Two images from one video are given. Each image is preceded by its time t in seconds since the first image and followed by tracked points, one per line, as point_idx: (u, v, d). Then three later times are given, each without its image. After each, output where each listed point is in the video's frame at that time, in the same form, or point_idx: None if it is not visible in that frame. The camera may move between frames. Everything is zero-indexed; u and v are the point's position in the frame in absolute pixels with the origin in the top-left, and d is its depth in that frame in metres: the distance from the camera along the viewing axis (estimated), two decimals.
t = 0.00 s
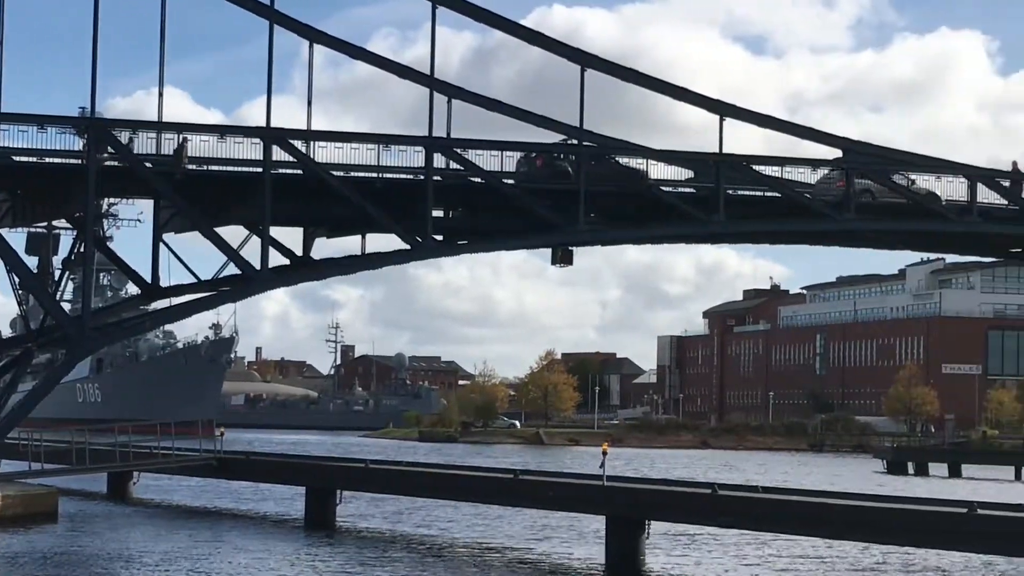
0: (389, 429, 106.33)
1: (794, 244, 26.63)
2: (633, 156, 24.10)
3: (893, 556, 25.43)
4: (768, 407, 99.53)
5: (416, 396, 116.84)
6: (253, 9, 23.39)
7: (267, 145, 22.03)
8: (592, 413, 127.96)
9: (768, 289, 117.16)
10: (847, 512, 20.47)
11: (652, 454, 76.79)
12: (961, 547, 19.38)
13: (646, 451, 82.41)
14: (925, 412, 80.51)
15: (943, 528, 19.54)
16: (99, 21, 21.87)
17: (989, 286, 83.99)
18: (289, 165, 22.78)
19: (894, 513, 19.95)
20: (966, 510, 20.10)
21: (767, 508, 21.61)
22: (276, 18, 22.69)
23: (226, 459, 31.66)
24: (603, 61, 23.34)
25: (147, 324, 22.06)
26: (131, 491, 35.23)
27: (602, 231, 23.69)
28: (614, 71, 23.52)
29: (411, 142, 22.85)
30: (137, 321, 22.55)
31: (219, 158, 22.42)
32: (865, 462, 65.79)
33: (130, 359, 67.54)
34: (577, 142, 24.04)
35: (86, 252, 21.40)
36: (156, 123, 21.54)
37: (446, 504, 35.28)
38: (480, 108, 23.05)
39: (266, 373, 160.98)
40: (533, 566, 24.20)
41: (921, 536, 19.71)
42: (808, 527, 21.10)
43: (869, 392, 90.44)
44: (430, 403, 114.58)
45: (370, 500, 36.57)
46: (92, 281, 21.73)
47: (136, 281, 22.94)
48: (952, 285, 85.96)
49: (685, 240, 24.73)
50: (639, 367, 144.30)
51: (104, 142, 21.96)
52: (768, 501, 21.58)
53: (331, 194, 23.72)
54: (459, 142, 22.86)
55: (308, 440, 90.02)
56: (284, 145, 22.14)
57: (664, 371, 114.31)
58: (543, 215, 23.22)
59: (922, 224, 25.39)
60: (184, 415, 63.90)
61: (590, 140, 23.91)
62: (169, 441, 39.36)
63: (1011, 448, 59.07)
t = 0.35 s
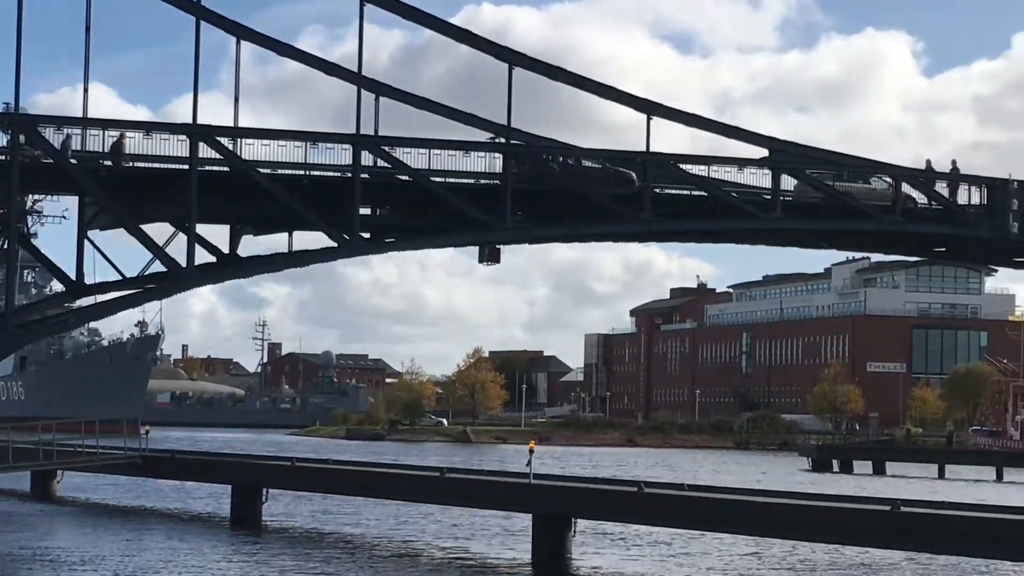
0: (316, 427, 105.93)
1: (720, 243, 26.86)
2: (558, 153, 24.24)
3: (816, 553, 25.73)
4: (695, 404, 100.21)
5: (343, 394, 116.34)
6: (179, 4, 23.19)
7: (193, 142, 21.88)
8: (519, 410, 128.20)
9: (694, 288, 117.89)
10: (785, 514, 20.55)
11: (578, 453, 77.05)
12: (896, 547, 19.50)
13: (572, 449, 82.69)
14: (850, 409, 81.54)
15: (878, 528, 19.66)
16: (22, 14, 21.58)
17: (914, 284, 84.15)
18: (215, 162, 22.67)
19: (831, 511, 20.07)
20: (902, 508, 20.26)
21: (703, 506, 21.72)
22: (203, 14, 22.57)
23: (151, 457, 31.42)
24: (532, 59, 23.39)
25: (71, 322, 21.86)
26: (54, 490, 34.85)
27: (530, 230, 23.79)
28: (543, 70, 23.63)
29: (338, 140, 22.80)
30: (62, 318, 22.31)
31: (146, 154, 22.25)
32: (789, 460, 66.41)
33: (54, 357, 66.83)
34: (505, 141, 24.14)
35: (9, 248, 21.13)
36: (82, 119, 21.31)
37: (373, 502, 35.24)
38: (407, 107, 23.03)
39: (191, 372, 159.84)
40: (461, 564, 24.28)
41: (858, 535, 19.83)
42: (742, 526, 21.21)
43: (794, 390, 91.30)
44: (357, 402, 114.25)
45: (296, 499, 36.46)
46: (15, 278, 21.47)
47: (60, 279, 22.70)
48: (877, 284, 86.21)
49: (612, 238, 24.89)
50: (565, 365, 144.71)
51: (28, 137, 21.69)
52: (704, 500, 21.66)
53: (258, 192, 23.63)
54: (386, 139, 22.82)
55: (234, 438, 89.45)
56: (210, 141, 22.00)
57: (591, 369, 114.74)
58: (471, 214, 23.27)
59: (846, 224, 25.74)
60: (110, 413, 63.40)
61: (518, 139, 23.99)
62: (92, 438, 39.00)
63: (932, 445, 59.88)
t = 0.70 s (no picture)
0: (242, 426, 105.20)
1: (647, 241, 26.96)
2: (483, 150, 24.25)
3: (743, 550, 25.88)
4: (621, 402, 100.60)
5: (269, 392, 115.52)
6: None
7: (117, 138, 21.59)
8: (446, 408, 128.06)
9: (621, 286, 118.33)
10: (719, 513, 20.58)
11: (505, 451, 77.00)
12: (834, 546, 19.50)
13: (499, 447, 82.73)
14: (775, 407, 82.19)
15: (816, 526, 19.67)
16: None
17: (839, 283, 84.81)
18: (140, 159, 22.40)
19: (767, 509, 20.10)
20: (838, 507, 20.31)
21: (638, 506, 21.69)
22: (126, 9, 22.29)
23: (73, 455, 31.07)
24: (457, 56, 23.36)
25: None
26: None
27: (457, 228, 23.75)
28: (470, 67, 23.62)
29: (264, 136, 22.60)
30: None
31: (68, 150, 21.93)
32: (714, 458, 66.85)
33: None
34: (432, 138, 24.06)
35: None
36: (4, 114, 20.96)
37: (296, 500, 35.09)
38: (333, 104, 22.87)
39: (116, 370, 158.27)
40: (389, 563, 24.15)
41: (794, 534, 19.86)
42: (676, 526, 21.22)
43: (719, 389, 91.87)
44: (283, 399, 113.61)
45: (220, 497, 36.26)
46: None
47: None
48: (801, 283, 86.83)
49: (538, 236, 24.89)
50: (492, 363, 144.74)
51: None
52: (636, 499, 21.65)
53: (183, 189, 23.37)
54: (311, 136, 22.68)
55: (159, 436, 88.59)
56: (134, 137, 21.73)
57: (517, 367, 114.86)
58: (398, 212, 23.17)
59: (769, 222, 25.95)
60: (34, 412, 62.69)
61: (445, 137, 23.93)
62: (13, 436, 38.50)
63: (856, 443, 60.50)
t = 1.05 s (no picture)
0: (171, 424, 104.28)
1: (578, 240, 26.98)
2: (416, 149, 24.27)
3: (673, 548, 25.92)
4: (551, 400, 100.70)
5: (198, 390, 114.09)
6: None
7: (45, 135, 21.27)
8: (376, 406, 127.68)
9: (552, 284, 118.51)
10: (654, 511, 20.54)
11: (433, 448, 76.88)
12: (768, 543, 19.47)
13: (428, 445, 82.65)
14: (704, 406, 82.47)
15: (746, 524, 19.66)
16: None
17: (768, 282, 85.40)
18: (68, 155, 22.08)
19: (702, 506, 20.09)
20: (771, 505, 20.31)
21: (565, 504, 21.66)
22: (53, 3, 21.97)
23: None
24: (386, 54, 23.29)
25: None
26: None
27: (389, 226, 23.67)
28: (401, 65, 23.56)
29: (193, 133, 22.38)
30: None
31: None
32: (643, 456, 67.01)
33: None
34: (362, 136, 23.98)
35: None
36: None
37: (226, 499, 34.81)
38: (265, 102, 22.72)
39: (43, 368, 156.32)
40: (319, 560, 23.96)
41: (729, 532, 19.83)
42: (609, 524, 21.16)
43: (648, 387, 92.16)
44: (213, 398, 112.72)
45: (148, 495, 35.91)
46: None
47: None
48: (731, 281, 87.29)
49: (470, 235, 24.85)
50: (422, 361, 144.46)
51: None
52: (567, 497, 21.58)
53: (111, 186, 23.06)
54: (242, 134, 22.51)
55: (86, 434, 87.54)
56: (62, 134, 21.41)
57: (447, 366, 114.75)
58: (330, 210, 23.03)
59: (699, 221, 26.12)
60: None
61: (375, 134, 23.85)
62: None
63: (786, 441, 60.90)
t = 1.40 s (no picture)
0: (104, 422, 103.17)
1: (515, 238, 26.87)
2: (353, 147, 24.16)
3: (610, 545, 25.87)
4: (487, 399, 100.57)
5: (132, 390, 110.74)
6: None
7: None
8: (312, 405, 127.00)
9: (487, 283, 118.37)
10: (594, 510, 20.45)
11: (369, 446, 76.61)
12: (706, 541, 19.41)
13: (363, 444, 82.26)
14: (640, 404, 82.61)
15: (681, 521, 19.64)
16: None
17: (703, 281, 85.73)
18: (1, 152, 21.66)
19: (643, 506, 20.00)
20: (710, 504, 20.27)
21: (502, 502, 21.56)
22: None
23: None
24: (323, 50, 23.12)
25: None
26: None
27: (325, 223, 23.42)
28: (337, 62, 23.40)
29: (128, 129, 22.05)
30: None
31: None
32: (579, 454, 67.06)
33: None
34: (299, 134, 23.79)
35: None
36: None
37: (160, 497, 34.41)
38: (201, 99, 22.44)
39: None
40: (254, 559, 23.69)
41: (670, 531, 19.77)
42: (547, 523, 21.06)
43: (583, 385, 92.17)
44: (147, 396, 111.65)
45: (79, 494, 35.43)
46: None
47: None
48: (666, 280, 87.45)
49: (406, 233, 24.67)
50: (358, 360, 143.85)
51: None
52: (505, 496, 21.47)
53: (44, 184, 22.66)
54: (178, 131, 22.23)
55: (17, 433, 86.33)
56: None
57: (383, 364, 114.32)
58: (267, 208, 22.78)
59: (636, 220, 26.13)
60: None
61: (312, 133, 23.66)
62: None
63: (721, 439, 61.10)
